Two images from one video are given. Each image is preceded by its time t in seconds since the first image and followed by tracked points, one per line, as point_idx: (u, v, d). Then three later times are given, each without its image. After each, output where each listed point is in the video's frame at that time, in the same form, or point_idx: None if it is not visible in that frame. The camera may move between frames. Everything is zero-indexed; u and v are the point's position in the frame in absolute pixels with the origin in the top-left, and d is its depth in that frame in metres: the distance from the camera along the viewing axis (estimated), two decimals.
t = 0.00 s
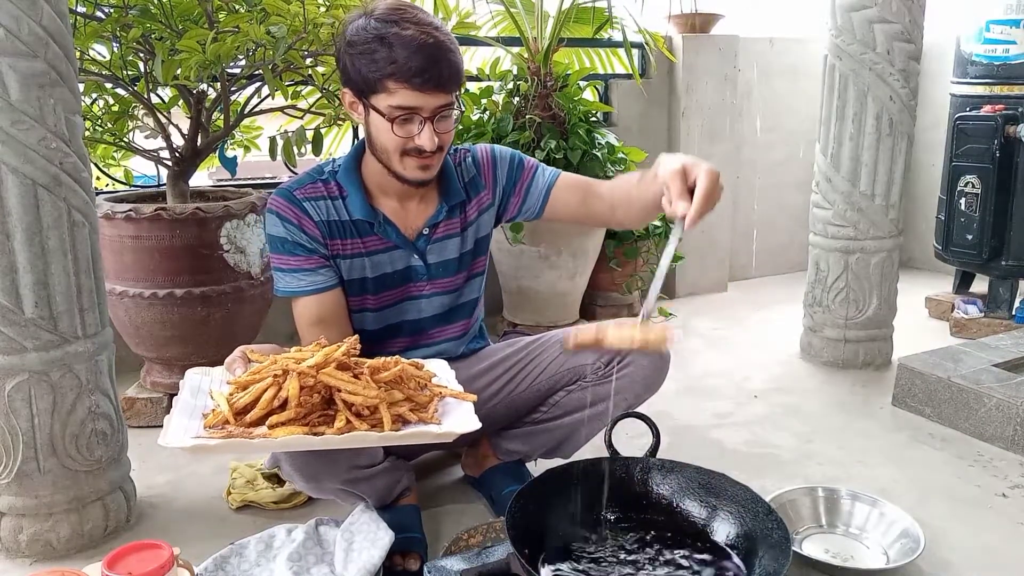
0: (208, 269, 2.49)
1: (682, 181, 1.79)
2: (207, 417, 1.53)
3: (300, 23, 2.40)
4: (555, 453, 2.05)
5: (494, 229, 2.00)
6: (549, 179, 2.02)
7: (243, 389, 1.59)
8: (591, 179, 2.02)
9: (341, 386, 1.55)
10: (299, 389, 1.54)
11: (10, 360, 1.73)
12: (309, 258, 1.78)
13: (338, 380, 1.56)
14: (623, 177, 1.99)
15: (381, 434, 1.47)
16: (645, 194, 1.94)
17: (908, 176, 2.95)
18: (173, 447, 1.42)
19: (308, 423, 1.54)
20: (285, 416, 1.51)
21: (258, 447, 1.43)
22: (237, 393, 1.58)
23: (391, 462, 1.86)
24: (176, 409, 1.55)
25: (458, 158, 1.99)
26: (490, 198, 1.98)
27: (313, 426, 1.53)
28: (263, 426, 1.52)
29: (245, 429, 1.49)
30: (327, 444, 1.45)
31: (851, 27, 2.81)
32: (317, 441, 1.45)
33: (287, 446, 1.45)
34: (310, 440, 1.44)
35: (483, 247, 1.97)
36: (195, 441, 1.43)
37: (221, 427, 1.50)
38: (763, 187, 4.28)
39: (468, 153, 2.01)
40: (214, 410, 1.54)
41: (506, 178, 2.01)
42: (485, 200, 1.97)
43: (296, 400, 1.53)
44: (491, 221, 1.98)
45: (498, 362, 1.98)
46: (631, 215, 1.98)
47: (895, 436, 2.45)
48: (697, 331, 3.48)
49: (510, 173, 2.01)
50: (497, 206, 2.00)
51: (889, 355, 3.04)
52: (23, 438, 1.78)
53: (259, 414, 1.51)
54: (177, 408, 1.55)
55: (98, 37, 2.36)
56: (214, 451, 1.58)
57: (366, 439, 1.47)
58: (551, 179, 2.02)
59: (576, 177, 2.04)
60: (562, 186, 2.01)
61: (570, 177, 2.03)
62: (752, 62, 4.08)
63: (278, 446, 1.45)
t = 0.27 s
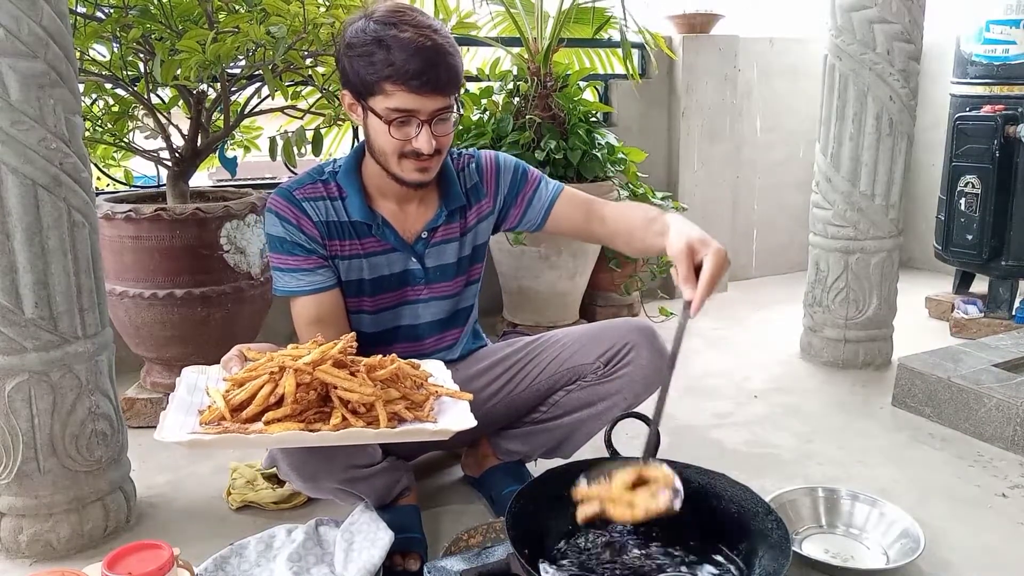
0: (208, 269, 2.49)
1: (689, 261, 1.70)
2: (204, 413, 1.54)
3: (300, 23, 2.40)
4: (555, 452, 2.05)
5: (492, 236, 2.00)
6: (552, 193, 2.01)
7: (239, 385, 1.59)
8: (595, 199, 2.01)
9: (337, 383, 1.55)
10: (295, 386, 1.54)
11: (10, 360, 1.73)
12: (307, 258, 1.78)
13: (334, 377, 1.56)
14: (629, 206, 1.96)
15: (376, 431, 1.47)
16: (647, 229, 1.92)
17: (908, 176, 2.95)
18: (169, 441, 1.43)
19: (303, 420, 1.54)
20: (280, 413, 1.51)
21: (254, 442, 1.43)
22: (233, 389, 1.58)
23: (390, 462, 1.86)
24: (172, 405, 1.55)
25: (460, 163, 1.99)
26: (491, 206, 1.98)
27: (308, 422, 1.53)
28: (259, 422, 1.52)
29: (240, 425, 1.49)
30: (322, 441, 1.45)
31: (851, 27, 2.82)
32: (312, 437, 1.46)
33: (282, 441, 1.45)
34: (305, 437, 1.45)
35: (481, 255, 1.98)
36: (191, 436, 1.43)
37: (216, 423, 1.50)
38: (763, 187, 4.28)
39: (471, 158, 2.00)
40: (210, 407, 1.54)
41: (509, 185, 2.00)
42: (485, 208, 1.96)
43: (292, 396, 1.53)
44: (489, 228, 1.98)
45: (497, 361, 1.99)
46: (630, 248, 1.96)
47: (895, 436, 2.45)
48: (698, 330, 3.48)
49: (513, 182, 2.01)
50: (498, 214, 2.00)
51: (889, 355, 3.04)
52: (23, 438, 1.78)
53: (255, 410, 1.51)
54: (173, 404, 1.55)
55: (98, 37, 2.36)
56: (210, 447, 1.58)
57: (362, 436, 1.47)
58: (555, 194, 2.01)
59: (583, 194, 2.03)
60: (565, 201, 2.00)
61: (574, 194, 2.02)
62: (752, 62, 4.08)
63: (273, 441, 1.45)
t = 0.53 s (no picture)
0: (208, 269, 2.49)
1: (700, 264, 1.68)
2: (208, 413, 1.53)
3: (300, 23, 2.40)
4: (555, 454, 2.05)
5: (496, 237, 2.00)
6: (557, 187, 1.99)
7: (243, 386, 1.59)
8: (601, 189, 1.99)
9: (342, 384, 1.55)
10: (300, 387, 1.54)
11: (10, 360, 1.73)
12: (309, 259, 1.78)
13: (339, 378, 1.56)
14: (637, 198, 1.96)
15: (381, 433, 1.47)
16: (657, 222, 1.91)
17: (908, 176, 2.95)
18: (175, 441, 1.42)
19: (308, 421, 1.54)
20: (285, 413, 1.51)
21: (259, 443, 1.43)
22: (238, 390, 1.58)
23: (390, 463, 1.87)
24: (176, 405, 1.55)
25: (463, 164, 1.98)
26: (494, 206, 1.97)
27: (313, 423, 1.53)
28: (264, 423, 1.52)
29: (245, 425, 1.49)
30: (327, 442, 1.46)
31: (851, 28, 2.82)
32: (317, 438, 1.46)
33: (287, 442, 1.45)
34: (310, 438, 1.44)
35: (484, 255, 1.98)
36: (196, 436, 1.43)
37: (221, 423, 1.50)
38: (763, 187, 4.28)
39: (474, 158, 2.00)
40: (215, 407, 1.55)
41: (512, 186, 2.00)
42: (489, 208, 1.96)
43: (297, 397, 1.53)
44: (493, 229, 1.98)
45: (497, 362, 1.98)
46: (639, 239, 1.96)
47: (896, 436, 2.45)
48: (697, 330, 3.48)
49: (516, 179, 2.00)
50: (501, 214, 2.00)
51: (889, 355, 3.04)
52: (23, 438, 1.78)
53: (260, 411, 1.51)
54: (177, 404, 1.55)
55: (98, 37, 2.36)
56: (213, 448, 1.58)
57: (366, 437, 1.47)
58: (560, 186, 1.99)
59: (588, 186, 2.01)
60: (571, 197, 1.99)
61: (578, 185, 2.00)
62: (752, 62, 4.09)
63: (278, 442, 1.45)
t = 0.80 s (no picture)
0: (208, 269, 2.49)
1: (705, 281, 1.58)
2: (210, 420, 1.54)
3: (300, 23, 2.40)
4: (555, 454, 2.04)
5: (498, 241, 2.00)
6: (558, 189, 1.99)
7: (245, 393, 1.59)
8: (606, 190, 1.98)
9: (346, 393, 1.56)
10: (303, 396, 1.54)
11: (10, 360, 1.73)
12: (310, 262, 1.79)
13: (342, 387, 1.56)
14: (640, 203, 1.93)
15: (384, 442, 1.47)
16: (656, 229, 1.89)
17: (908, 176, 2.95)
18: (178, 450, 1.42)
19: (311, 430, 1.54)
20: (288, 422, 1.51)
21: (262, 453, 1.43)
22: (240, 397, 1.58)
23: (390, 464, 1.86)
24: (178, 411, 1.55)
25: (465, 167, 1.98)
26: (496, 210, 1.97)
27: (316, 432, 1.53)
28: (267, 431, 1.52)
29: (249, 433, 1.49)
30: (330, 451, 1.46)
31: (851, 27, 2.82)
32: (320, 448, 1.46)
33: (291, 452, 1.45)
34: (313, 447, 1.44)
35: (486, 259, 1.97)
36: (199, 445, 1.43)
37: (224, 431, 1.50)
38: (763, 187, 4.28)
39: (476, 161, 2.00)
40: (217, 414, 1.55)
41: (514, 190, 1.99)
42: (491, 211, 1.96)
43: (300, 406, 1.53)
44: (494, 234, 1.97)
45: (497, 363, 1.98)
46: (642, 243, 1.95)
47: (896, 436, 2.45)
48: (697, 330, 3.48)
49: (518, 182, 2.00)
50: (503, 218, 1.99)
51: (889, 355, 3.04)
52: (23, 438, 1.78)
53: (263, 419, 1.51)
54: (179, 410, 1.55)
55: (98, 37, 2.36)
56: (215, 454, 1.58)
57: (370, 447, 1.47)
58: (562, 189, 1.99)
59: (593, 187, 2.00)
60: (573, 201, 1.98)
61: (582, 186, 1.99)
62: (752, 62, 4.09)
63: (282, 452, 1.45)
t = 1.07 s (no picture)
0: (208, 269, 2.49)
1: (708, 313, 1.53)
2: (204, 427, 1.53)
3: (300, 23, 2.40)
4: (555, 454, 2.04)
5: (499, 246, 1.99)
6: (559, 202, 1.97)
7: (240, 400, 1.59)
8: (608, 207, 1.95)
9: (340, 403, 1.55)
10: (297, 405, 1.54)
11: (10, 360, 1.73)
12: (309, 264, 1.79)
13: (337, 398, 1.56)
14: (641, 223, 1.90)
15: (378, 454, 1.46)
16: (655, 250, 1.85)
17: (908, 176, 2.95)
18: (170, 460, 1.42)
19: (305, 439, 1.54)
20: (282, 432, 1.51)
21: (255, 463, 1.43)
22: (234, 405, 1.57)
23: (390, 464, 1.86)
24: (172, 419, 1.55)
25: (467, 171, 1.98)
26: (496, 215, 1.96)
27: (309, 442, 1.53)
28: (260, 440, 1.51)
29: (242, 442, 1.49)
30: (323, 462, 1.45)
31: (851, 27, 2.82)
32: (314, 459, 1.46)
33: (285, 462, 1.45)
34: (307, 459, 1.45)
35: (486, 264, 1.97)
36: (192, 454, 1.42)
37: (217, 439, 1.50)
38: (763, 187, 4.28)
39: (479, 165, 1.99)
40: (211, 421, 1.54)
41: (515, 196, 1.98)
42: (491, 217, 1.95)
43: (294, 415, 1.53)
44: (494, 239, 1.97)
45: (497, 364, 1.99)
46: (639, 264, 1.91)
47: (896, 436, 2.45)
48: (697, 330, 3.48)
49: (519, 189, 1.98)
50: (504, 223, 1.99)
51: (889, 355, 3.04)
52: (23, 438, 1.78)
53: (256, 428, 1.51)
54: (172, 417, 1.55)
55: (98, 37, 2.36)
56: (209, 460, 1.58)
57: (364, 458, 1.47)
58: (562, 201, 1.97)
59: (594, 202, 1.97)
60: (573, 212, 1.96)
61: (584, 199, 1.97)
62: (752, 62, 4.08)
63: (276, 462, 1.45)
